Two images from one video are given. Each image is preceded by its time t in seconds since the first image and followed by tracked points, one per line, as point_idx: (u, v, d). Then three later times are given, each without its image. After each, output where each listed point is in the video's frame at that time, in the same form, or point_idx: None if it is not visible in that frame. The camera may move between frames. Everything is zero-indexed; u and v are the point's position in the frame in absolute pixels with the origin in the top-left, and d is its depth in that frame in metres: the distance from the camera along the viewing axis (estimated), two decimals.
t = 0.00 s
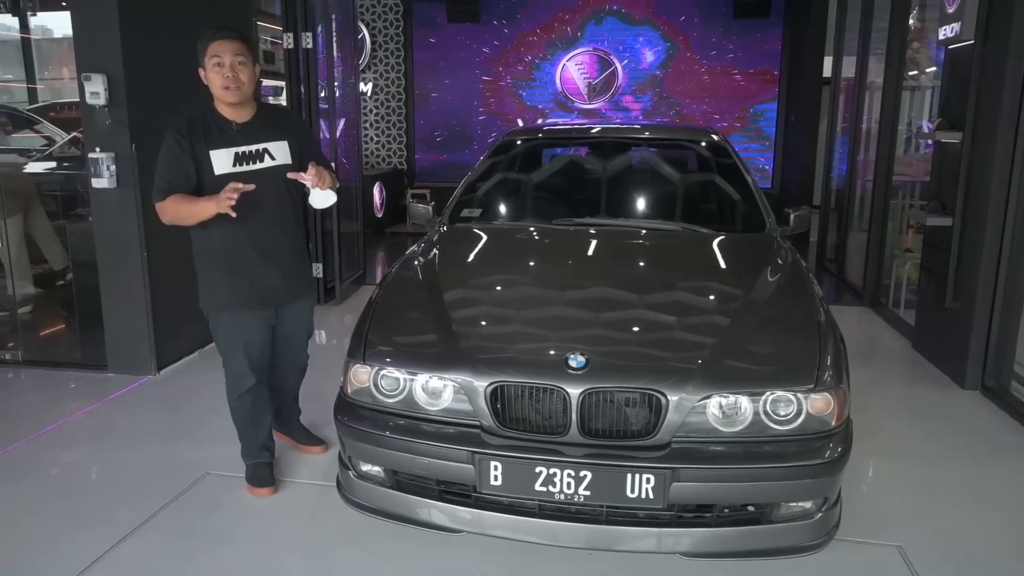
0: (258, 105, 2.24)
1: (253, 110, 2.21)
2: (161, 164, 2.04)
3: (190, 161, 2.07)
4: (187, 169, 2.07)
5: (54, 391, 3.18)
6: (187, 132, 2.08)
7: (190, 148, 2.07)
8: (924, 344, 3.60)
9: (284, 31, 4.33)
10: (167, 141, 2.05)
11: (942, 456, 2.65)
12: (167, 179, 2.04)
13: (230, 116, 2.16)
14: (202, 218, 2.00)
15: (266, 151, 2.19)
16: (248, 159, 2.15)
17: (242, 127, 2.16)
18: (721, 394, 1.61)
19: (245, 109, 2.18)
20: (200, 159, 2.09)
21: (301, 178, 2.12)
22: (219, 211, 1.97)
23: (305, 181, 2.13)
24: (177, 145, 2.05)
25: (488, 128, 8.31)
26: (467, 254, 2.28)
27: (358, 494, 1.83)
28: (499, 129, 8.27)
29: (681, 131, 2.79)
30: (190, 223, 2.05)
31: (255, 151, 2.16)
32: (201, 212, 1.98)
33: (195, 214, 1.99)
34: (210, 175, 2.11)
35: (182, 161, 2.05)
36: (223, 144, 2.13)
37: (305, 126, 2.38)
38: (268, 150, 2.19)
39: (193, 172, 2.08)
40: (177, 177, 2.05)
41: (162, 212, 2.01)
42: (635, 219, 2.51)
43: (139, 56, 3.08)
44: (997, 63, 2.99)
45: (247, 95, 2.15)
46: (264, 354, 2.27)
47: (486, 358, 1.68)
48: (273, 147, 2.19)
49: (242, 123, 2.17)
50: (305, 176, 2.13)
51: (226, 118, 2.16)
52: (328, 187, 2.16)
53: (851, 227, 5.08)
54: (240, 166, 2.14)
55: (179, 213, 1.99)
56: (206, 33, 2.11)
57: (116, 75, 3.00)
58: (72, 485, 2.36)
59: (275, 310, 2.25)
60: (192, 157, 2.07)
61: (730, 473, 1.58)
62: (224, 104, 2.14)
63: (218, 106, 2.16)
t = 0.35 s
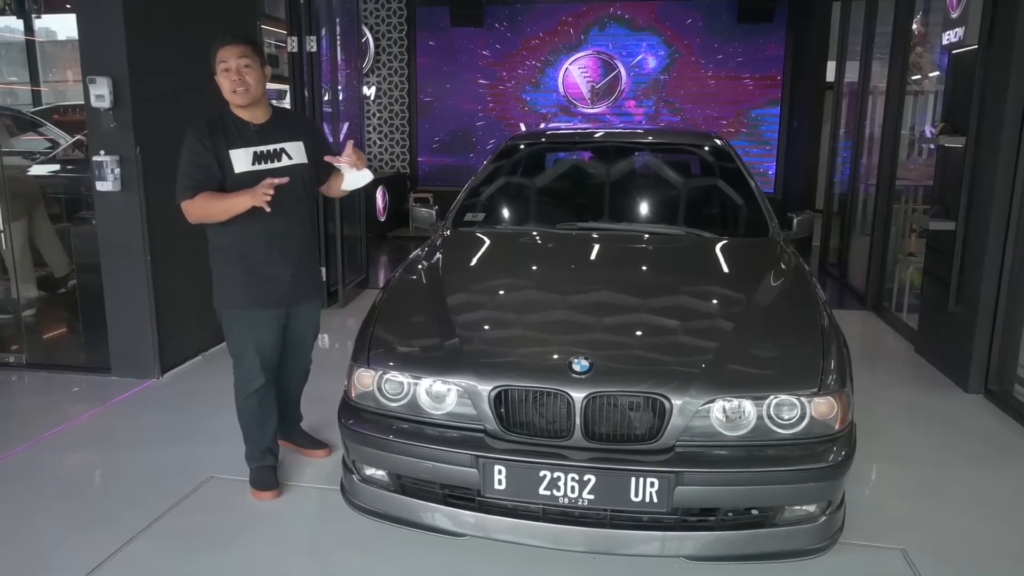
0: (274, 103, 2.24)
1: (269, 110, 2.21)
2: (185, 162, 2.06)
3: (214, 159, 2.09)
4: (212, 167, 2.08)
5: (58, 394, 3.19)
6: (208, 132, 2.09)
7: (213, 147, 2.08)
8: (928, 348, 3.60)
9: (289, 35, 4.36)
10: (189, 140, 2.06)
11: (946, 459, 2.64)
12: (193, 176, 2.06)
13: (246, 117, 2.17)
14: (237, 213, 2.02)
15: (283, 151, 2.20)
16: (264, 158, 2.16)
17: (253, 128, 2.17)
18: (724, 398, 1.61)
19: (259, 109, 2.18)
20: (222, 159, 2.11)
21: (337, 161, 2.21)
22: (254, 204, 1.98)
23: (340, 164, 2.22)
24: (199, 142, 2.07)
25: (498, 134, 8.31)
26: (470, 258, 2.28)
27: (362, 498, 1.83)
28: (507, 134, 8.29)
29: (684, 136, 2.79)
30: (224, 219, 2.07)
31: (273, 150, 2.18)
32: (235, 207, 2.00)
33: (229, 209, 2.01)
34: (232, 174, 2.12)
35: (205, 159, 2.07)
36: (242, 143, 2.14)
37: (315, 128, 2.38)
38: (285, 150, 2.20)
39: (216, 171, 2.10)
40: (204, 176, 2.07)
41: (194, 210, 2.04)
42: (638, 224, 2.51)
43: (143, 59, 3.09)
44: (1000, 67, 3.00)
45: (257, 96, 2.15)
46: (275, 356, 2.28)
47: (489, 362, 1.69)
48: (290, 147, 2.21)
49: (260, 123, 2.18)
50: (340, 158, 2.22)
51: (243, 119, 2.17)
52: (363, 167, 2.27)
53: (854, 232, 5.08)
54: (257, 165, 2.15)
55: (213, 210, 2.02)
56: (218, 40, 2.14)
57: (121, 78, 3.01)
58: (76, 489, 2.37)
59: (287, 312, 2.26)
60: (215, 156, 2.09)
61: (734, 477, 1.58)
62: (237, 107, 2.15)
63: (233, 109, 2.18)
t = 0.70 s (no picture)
0: (287, 113, 2.26)
1: (281, 119, 2.23)
2: (204, 165, 2.06)
3: (232, 164, 2.10)
4: (229, 170, 2.09)
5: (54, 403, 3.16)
6: (224, 137, 2.11)
7: (230, 152, 2.10)
8: (924, 350, 3.63)
9: (287, 39, 4.32)
10: (207, 144, 2.08)
11: (943, 460, 2.67)
12: (213, 179, 2.06)
13: (261, 125, 2.19)
14: (265, 212, 2.05)
15: (297, 157, 2.22)
16: (281, 163, 2.18)
17: (268, 135, 2.19)
18: (729, 401, 1.62)
19: (273, 118, 2.20)
20: (240, 164, 2.12)
21: (359, 172, 2.25)
22: (286, 202, 2.02)
23: (361, 175, 2.24)
24: (217, 147, 2.08)
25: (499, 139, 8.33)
26: (471, 264, 2.29)
27: (367, 505, 1.83)
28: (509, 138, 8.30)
29: (683, 141, 2.81)
30: (249, 219, 2.09)
31: (288, 156, 2.20)
32: (266, 206, 2.03)
33: (258, 210, 2.03)
34: (248, 179, 2.13)
35: (223, 162, 2.08)
36: (258, 150, 2.15)
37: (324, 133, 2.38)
38: (299, 156, 2.22)
39: (234, 175, 2.11)
40: (224, 177, 2.08)
41: (219, 212, 2.04)
42: (639, 228, 2.52)
43: (140, 64, 3.08)
44: (994, 71, 3.03)
45: (271, 105, 2.17)
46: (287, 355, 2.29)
47: (494, 368, 1.69)
48: (303, 156, 2.23)
49: (274, 132, 2.21)
50: (361, 169, 2.25)
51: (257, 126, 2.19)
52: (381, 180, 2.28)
53: (850, 236, 5.12)
54: (273, 170, 2.17)
55: (240, 211, 2.03)
56: (235, 48, 2.15)
57: (116, 83, 3.00)
58: (79, 499, 2.36)
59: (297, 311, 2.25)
60: (233, 160, 2.11)
61: (739, 479, 1.59)
62: (252, 115, 2.17)
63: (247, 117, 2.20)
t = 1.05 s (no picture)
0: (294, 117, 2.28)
1: (290, 123, 2.25)
2: (213, 165, 2.07)
3: (242, 164, 2.11)
4: (239, 171, 2.10)
5: (52, 409, 3.15)
6: (234, 138, 2.12)
7: (240, 152, 2.11)
8: (920, 345, 3.66)
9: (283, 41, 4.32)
10: (218, 145, 2.09)
11: (941, 455, 2.69)
12: (222, 180, 2.06)
13: (270, 126, 2.20)
14: (273, 206, 2.04)
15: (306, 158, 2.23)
16: (290, 164, 2.19)
17: (276, 137, 2.20)
18: (733, 398, 1.63)
19: (282, 120, 2.21)
20: (249, 165, 2.13)
21: (358, 164, 2.22)
22: (292, 191, 2.01)
23: (361, 167, 2.22)
24: (227, 147, 2.09)
25: (495, 140, 8.34)
26: (472, 265, 2.29)
27: (373, 508, 1.83)
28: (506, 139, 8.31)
29: (682, 140, 2.82)
30: (258, 216, 2.08)
31: (297, 157, 2.21)
32: (274, 198, 2.02)
33: (265, 204, 2.03)
34: (258, 179, 2.14)
35: (233, 163, 2.09)
36: (266, 150, 2.16)
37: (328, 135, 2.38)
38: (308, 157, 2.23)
39: (244, 174, 2.11)
40: (232, 177, 2.07)
41: (230, 210, 2.04)
42: (639, 228, 2.53)
43: (135, 68, 3.06)
44: (987, 70, 3.07)
45: (282, 107, 2.18)
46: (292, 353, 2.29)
47: (499, 368, 1.70)
48: (312, 155, 2.24)
49: (283, 133, 2.22)
50: (361, 161, 2.23)
51: (265, 128, 2.20)
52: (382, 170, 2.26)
53: (847, 233, 5.15)
54: (283, 170, 2.18)
55: (249, 206, 2.02)
56: (247, 51, 2.18)
57: (112, 86, 2.98)
58: (81, 505, 2.35)
59: (300, 309, 2.25)
60: (243, 160, 2.11)
61: (744, 476, 1.60)
62: (262, 115, 2.17)
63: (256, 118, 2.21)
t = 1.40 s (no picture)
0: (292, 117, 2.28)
1: (288, 122, 2.24)
2: (207, 162, 2.06)
3: (237, 162, 2.11)
4: (234, 169, 2.09)
5: (44, 411, 3.12)
6: (231, 138, 2.12)
7: (236, 152, 2.11)
8: (912, 344, 3.69)
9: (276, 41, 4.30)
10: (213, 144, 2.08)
11: (934, 452, 2.72)
12: (218, 178, 2.06)
13: (269, 125, 2.19)
14: (257, 201, 2.01)
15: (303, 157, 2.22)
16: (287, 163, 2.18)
17: (273, 137, 2.19)
18: (731, 398, 1.64)
19: (281, 119, 2.21)
20: (245, 163, 2.12)
21: (352, 172, 2.20)
22: (277, 186, 1.98)
23: (355, 174, 2.21)
24: (222, 146, 2.09)
25: (488, 141, 8.35)
26: (468, 265, 2.29)
27: (372, 509, 1.83)
28: (499, 141, 8.33)
29: (677, 141, 2.83)
30: (243, 212, 2.06)
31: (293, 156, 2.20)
32: (259, 193, 1.99)
33: (250, 198, 2.00)
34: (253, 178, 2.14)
35: (227, 161, 2.08)
36: (263, 149, 2.16)
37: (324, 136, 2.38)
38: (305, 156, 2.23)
39: (237, 174, 2.11)
40: (225, 176, 2.07)
41: (215, 204, 2.01)
42: (634, 228, 2.54)
43: (128, 67, 3.05)
44: (978, 71, 3.10)
45: (283, 106, 2.18)
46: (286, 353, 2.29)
47: (498, 369, 1.70)
48: (309, 155, 2.23)
49: (281, 133, 2.21)
50: (356, 169, 2.21)
51: (263, 127, 2.19)
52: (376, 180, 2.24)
53: (839, 233, 5.19)
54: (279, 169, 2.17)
55: (234, 201, 2.00)
56: (247, 50, 2.17)
57: (104, 86, 2.96)
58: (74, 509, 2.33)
59: (295, 309, 2.25)
60: (239, 160, 2.11)
61: (742, 475, 1.61)
62: (262, 113, 2.17)
63: (255, 117, 2.20)
